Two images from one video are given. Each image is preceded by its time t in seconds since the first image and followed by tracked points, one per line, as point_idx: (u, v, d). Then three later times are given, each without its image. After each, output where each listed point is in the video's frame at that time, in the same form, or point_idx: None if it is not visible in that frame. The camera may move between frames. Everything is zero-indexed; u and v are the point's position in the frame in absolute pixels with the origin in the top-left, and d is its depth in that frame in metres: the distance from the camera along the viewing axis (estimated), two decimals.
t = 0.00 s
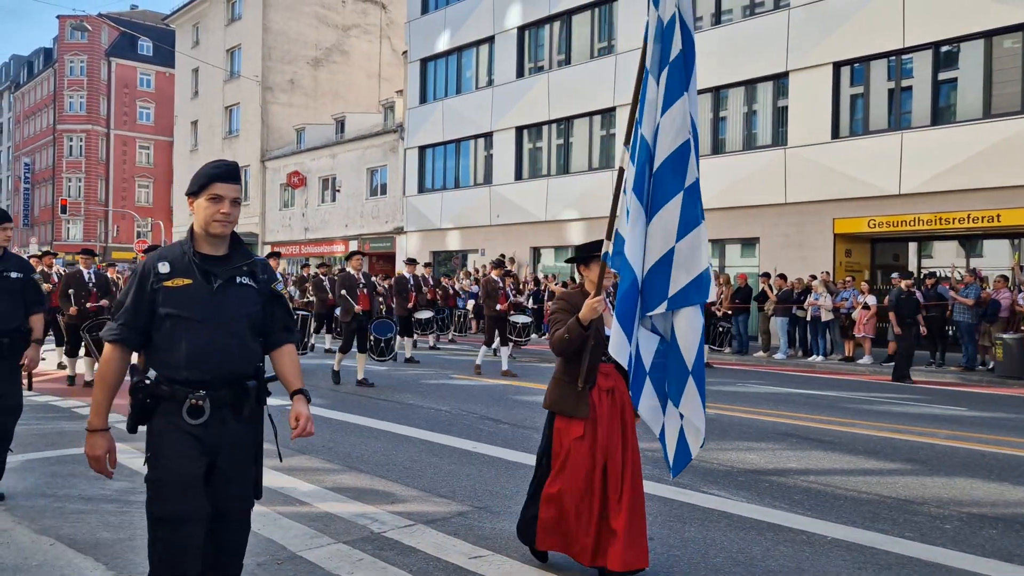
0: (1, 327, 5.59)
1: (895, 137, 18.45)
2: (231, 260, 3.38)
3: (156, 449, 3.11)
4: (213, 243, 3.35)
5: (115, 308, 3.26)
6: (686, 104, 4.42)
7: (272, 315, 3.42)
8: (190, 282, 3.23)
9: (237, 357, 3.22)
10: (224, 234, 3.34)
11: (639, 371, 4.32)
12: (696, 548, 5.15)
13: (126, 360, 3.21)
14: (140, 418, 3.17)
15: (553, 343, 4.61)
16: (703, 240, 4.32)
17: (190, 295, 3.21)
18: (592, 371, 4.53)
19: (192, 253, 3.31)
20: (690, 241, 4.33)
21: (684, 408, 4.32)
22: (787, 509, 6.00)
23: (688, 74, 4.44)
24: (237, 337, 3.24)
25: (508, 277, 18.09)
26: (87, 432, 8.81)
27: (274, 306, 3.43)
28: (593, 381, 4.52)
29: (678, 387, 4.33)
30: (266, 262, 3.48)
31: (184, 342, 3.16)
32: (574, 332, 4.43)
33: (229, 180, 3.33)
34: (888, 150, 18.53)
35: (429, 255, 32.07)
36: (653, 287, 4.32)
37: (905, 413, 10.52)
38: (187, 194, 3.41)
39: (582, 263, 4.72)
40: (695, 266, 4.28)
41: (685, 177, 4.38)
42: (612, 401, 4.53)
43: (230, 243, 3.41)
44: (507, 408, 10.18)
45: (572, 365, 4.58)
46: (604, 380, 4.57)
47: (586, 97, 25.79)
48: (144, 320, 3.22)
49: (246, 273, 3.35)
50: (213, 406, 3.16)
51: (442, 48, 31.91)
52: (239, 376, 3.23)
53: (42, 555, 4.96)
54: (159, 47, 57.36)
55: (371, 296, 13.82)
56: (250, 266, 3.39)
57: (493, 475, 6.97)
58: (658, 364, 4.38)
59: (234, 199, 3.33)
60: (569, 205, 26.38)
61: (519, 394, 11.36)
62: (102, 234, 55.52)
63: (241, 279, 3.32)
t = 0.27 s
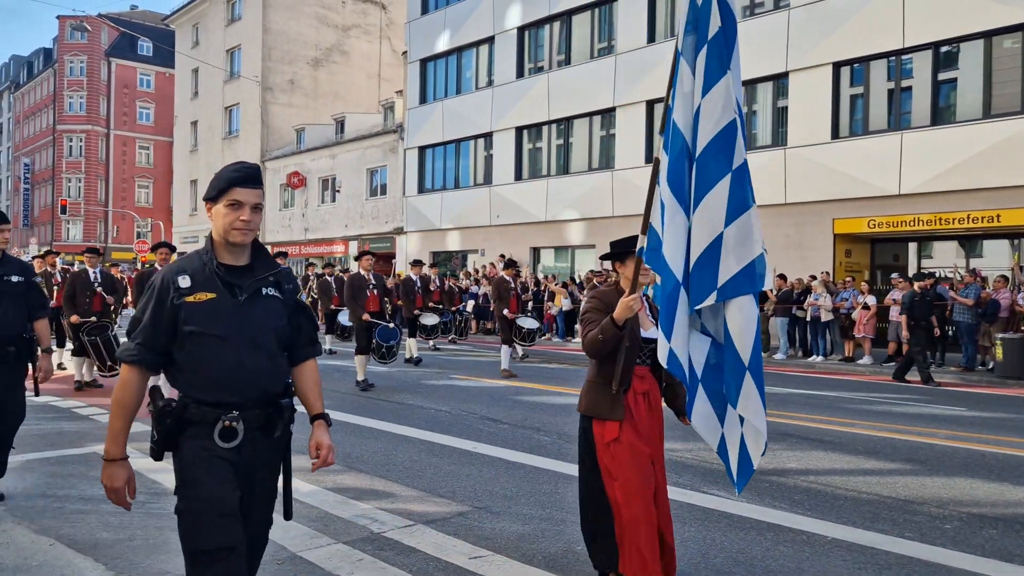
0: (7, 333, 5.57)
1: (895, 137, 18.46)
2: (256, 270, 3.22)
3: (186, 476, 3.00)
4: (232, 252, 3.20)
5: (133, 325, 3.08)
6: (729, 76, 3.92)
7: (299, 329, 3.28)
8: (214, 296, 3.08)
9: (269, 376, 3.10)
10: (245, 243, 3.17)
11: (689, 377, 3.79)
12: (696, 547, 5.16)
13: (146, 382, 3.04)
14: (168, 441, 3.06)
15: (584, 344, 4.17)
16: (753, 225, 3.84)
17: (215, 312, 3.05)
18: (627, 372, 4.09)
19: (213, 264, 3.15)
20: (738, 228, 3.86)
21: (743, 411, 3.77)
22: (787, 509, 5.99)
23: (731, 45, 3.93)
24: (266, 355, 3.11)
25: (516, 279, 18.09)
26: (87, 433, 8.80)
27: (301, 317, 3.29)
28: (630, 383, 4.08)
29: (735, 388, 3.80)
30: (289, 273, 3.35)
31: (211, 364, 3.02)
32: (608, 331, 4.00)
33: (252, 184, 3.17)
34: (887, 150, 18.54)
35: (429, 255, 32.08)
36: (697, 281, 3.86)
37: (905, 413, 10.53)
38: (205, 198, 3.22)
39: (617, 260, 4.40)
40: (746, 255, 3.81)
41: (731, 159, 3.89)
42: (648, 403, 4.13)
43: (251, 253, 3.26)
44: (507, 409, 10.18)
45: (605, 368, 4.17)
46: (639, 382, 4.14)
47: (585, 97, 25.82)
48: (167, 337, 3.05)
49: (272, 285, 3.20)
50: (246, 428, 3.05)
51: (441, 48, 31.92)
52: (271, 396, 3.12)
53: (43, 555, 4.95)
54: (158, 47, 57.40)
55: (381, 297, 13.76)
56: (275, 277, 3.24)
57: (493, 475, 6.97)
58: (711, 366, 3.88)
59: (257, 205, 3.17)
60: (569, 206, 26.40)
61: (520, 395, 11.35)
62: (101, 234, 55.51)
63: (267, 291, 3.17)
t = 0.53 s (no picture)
0: (10, 331, 5.56)
1: (894, 137, 18.46)
2: (277, 255, 3.08)
3: (216, 480, 2.82)
4: (252, 235, 3.06)
5: (150, 315, 2.86)
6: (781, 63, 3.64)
7: (321, 318, 3.18)
8: (239, 282, 2.92)
9: (298, 367, 2.98)
10: (266, 225, 3.03)
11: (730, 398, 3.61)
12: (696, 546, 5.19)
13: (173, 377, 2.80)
14: (190, 442, 2.88)
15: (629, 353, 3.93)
16: (804, 229, 3.63)
17: (241, 300, 2.90)
18: (676, 382, 3.87)
19: (236, 249, 2.99)
20: (787, 230, 3.64)
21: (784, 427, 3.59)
22: (787, 509, 6.00)
23: (787, 33, 3.65)
24: (293, 344, 2.98)
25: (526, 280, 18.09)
26: (87, 433, 8.80)
27: (323, 304, 3.18)
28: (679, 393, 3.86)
29: (777, 402, 3.62)
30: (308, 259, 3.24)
31: (241, 353, 2.86)
32: (658, 340, 3.74)
33: (273, 162, 3.04)
34: (886, 151, 18.55)
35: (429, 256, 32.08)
36: (744, 284, 3.64)
37: (905, 413, 10.54)
38: (220, 177, 3.06)
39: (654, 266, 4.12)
40: (793, 261, 3.61)
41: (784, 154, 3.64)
42: (698, 415, 3.91)
43: (269, 237, 3.13)
44: (507, 409, 10.18)
45: (652, 378, 3.90)
46: (688, 392, 3.92)
47: (585, 97, 25.83)
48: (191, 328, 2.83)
49: (296, 270, 3.09)
50: (277, 426, 2.90)
51: (441, 48, 31.91)
52: (300, 389, 2.99)
53: (41, 555, 4.95)
54: (157, 47, 57.38)
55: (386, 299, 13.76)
56: (297, 261, 3.13)
57: (493, 475, 6.98)
58: (757, 377, 3.67)
59: (279, 184, 3.04)
60: (568, 206, 26.41)
61: (519, 395, 11.36)
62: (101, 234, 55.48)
63: (291, 276, 3.05)
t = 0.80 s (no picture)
0: (8, 333, 5.19)
1: (892, 137, 18.48)
2: (313, 258, 2.90)
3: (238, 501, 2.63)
4: (289, 236, 2.85)
5: (183, 319, 2.62)
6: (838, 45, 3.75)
7: (357, 327, 3.00)
8: (272, 286, 2.70)
9: (331, 382, 2.77)
10: (306, 224, 2.82)
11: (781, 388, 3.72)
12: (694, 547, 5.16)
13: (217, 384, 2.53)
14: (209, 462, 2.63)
15: (671, 349, 3.92)
16: (855, 214, 3.71)
17: (278, 304, 2.68)
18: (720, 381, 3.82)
19: (272, 249, 2.79)
20: (840, 212, 3.71)
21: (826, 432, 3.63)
22: (784, 509, 5.99)
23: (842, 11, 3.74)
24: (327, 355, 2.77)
25: (534, 278, 18.06)
26: (86, 431, 8.80)
27: (359, 313, 3.01)
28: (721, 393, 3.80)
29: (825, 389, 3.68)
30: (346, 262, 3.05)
31: (277, 362, 2.64)
32: (704, 337, 3.71)
33: (315, 156, 2.84)
34: (884, 150, 18.57)
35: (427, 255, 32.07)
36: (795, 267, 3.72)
37: (903, 413, 10.55)
38: (259, 173, 2.86)
39: (694, 255, 4.08)
40: (844, 245, 3.69)
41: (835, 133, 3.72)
42: (740, 415, 3.84)
43: (306, 238, 2.92)
44: (506, 408, 10.18)
45: (695, 376, 3.86)
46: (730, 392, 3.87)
47: (583, 97, 25.84)
48: (224, 332, 2.60)
49: (333, 275, 2.90)
50: (303, 444, 2.69)
51: (440, 47, 31.88)
52: (331, 405, 2.78)
53: (39, 554, 4.94)
54: (156, 45, 57.34)
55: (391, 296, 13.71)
56: (334, 265, 2.94)
57: (491, 474, 6.97)
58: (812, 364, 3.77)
59: (322, 180, 2.84)
60: (566, 205, 26.42)
61: (518, 395, 11.35)
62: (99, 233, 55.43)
63: (328, 281, 2.86)
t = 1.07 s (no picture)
0: (16, 337, 5.04)
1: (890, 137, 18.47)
2: (382, 259, 2.82)
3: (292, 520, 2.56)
4: (358, 236, 2.78)
5: (235, 320, 2.57)
6: (919, 47, 3.31)
7: (425, 337, 2.93)
8: (335, 288, 2.63)
9: (394, 394, 2.67)
10: (376, 221, 2.73)
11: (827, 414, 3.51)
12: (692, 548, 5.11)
13: (257, 394, 2.51)
14: (265, 473, 2.59)
15: (724, 364, 3.91)
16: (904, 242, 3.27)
17: (340, 309, 2.61)
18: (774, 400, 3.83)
19: (336, 249, 2.71)
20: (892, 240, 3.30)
21: (867, 477, 3.31)
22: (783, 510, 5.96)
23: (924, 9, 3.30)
24: (393, 365, 2.68)
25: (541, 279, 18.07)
26: (81, 431, 8.74)
27: (429, 322, 2.93)
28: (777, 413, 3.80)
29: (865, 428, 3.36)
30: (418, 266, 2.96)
31: (335, 369, 2.56)
32: (758, 354, 3.70)
33: (387, 151, 2.75)
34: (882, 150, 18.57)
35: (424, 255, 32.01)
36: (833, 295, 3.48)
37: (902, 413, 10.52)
38: (326, 167, 2.78)
39: (748, 266, 4.12)
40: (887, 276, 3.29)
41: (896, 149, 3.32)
42: (796, 436, 3.81)
43: (376, 239, 2.85)
44: (504, 408, 10.14)
45: (749, 394, 3.85)
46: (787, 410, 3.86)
47: (581, 96, 25.81)
48: (278, 336, 2.54)
49: (401, 279, 2.81)
50: (360, 461, 2.61)
51: (437, 46, 31.80)
52: (394, 418, 2.69)
53: (34, 554, 4.89)
54: (152, 44, 57.22)
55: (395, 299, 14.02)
56: (404, 268, 2.85)
57: (490, 475, 6.93)
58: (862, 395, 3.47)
59: (393, 177, 2.74)
60: (564, 205, 26.37)
61: (517, 395, 11.31)
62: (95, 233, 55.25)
63: (395, 286, 2.77)
